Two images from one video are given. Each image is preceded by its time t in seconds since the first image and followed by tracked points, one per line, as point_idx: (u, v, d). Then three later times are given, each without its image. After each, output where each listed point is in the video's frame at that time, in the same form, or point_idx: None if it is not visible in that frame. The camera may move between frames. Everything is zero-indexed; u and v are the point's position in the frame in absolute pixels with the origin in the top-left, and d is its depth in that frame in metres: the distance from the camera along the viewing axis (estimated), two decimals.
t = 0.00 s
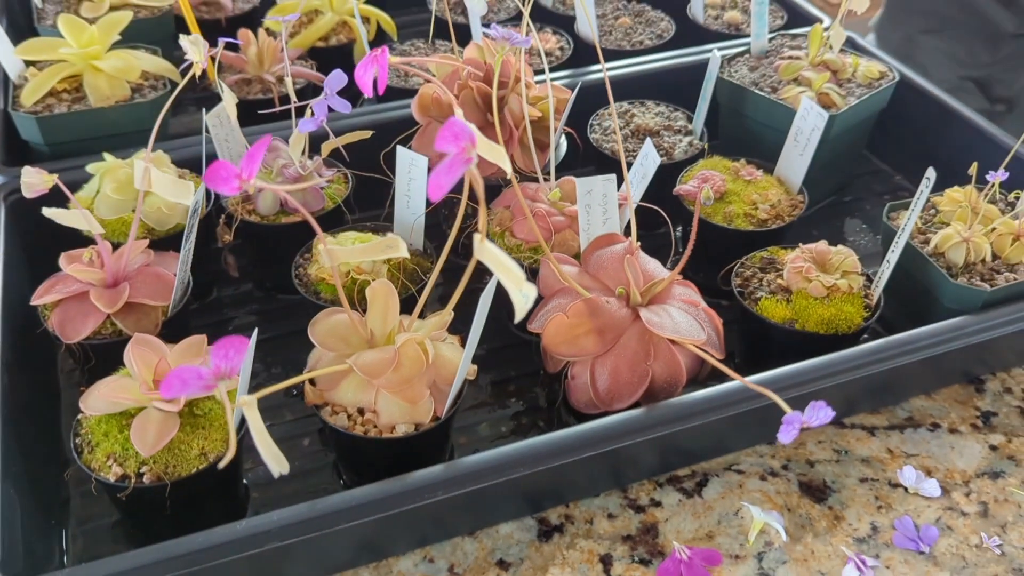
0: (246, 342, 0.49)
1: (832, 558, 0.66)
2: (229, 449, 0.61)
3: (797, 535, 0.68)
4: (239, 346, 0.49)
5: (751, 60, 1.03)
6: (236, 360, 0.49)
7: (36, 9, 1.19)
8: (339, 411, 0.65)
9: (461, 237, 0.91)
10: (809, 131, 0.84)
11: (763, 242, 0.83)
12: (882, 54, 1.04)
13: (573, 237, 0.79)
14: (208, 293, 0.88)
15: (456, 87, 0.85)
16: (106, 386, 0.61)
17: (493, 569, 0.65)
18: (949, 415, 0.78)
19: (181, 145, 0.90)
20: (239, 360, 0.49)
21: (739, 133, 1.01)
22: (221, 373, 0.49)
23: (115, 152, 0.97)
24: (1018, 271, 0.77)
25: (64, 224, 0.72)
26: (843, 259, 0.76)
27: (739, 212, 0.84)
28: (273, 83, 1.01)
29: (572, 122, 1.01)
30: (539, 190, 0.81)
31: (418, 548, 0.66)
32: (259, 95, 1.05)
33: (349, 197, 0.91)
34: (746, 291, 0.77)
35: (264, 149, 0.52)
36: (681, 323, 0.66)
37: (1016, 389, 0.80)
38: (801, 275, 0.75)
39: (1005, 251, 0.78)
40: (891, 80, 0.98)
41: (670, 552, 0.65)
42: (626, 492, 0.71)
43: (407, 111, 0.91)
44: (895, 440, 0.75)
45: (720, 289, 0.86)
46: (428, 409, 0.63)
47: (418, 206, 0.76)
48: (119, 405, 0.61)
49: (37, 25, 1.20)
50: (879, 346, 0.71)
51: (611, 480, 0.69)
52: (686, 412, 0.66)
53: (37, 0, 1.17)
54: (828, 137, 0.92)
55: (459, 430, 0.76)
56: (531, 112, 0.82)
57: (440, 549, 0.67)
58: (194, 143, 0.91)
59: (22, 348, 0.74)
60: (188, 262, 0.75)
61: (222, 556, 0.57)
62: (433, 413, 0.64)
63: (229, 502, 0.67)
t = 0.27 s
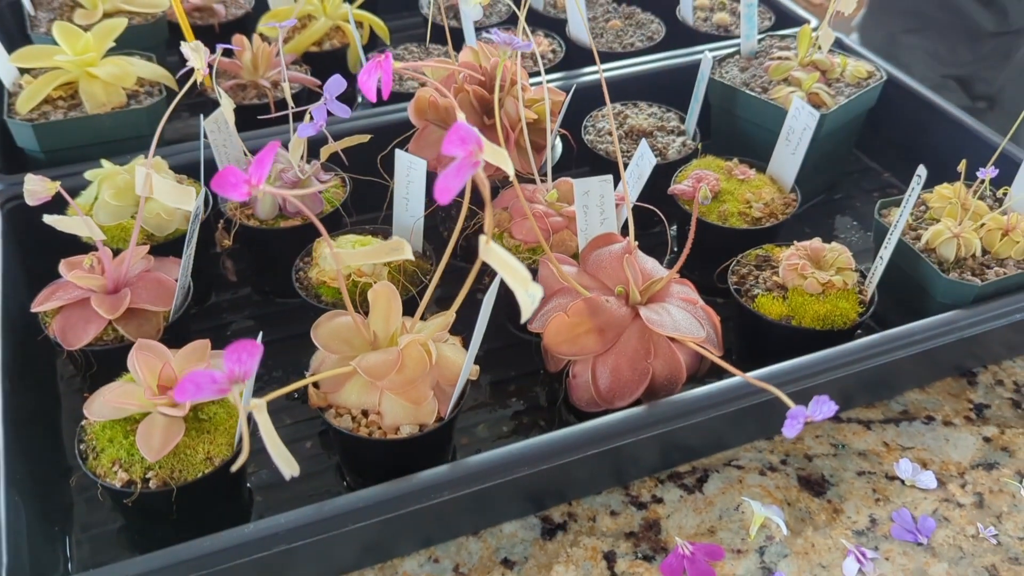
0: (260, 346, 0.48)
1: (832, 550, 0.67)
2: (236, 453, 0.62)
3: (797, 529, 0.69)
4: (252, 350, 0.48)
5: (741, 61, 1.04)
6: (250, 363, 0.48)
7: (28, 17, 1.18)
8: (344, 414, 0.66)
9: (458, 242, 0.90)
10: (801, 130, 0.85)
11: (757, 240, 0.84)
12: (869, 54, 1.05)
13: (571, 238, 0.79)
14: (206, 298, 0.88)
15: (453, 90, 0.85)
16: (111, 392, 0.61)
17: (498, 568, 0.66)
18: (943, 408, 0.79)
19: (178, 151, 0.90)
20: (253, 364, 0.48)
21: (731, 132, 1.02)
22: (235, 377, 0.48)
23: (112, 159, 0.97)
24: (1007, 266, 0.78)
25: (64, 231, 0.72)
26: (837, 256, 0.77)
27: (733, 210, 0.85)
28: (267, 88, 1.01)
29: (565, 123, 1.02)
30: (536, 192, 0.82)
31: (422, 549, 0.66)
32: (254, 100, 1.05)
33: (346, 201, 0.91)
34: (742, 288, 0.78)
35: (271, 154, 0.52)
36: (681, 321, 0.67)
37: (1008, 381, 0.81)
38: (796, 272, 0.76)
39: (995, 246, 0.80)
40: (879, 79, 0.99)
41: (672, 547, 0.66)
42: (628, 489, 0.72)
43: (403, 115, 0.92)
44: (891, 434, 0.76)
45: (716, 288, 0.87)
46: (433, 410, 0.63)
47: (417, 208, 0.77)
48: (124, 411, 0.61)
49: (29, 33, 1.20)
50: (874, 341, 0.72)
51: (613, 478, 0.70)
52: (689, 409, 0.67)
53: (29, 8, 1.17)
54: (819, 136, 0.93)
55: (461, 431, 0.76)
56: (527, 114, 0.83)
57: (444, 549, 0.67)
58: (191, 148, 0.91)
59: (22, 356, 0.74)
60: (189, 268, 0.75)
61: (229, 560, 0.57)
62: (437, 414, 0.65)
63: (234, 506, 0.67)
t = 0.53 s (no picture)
0: (264, 350, 0.47)
1: (832, 547, 0.68)
2: (239, 457, 0.62)
3: (798, 526, 0.69)
4: (257, 353, 0.48)
5: (736, 63, 1.05)
6: (255, 367, 0.48)
7: (24, 20, 1.18)
8: (346, 416, 0.66)
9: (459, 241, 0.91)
10: (797, 130, 0.86)
11: (754, 240, 0.84)
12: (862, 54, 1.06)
13: (570, 238, 0.80)
14: (206, 302, 0.88)
15: (451, 93, 0.85)
16: (113, 395, 0.61)
17: (501, 568, 0.66)
18: (939, 404, 0.79)
19: (176, 154, 0.90)
20: (257, 368, 0.47)
21: (727, 133, 1.03)
22: (240, 381, 0.48)
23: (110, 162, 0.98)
24: (1001, 263, 0.79)
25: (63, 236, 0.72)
26: (833, 255, 0.78)
27: (731, 210, 0.86)
28: (265, 91, 1.01)
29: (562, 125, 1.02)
30: (536, 193, 0.82)
31: (425, 550, 0.67)
32: (253, 103, 1.06)
33: (345, 203, 0.91)
34: (740, 288, 0.78)
35: (274, 158, 0.53)
36: (680, 321, 0.67)
37: (1003, 377, 0.82)
38: (794, 271, 0.77)
39: (988, 244, 0.80)
40: (873, 80, 1.00)
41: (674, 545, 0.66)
42: (629, 488, 0.72)
43: (401, 117, 0.92)
44: (888, 430, 0.77)
45: (715, 287, 0.87)
46: (435, 411, 0.64)
47: (417, 210, 0.78)
48: (125, 415, 0.61)
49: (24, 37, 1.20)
50: (871, 339, 0.72)
51: (614, 477, 0.70)
52: (690, 407, 0.67)
53: (25, 12, 1.17)
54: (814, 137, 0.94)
55: (462, 432, 0.76)
56: (525, 116, 0.83)
57: (447, 550, 0.67)
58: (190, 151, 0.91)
59: (22, 360, 0.74)
60: (189, 271, 0.75)
61: (233, 563, 0.57)
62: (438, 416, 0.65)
63: (236, 509, 0.67)
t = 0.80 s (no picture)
0: (267, 356, 0.47)
1: (832, 551, 0.68)
2: (240, 463, 0.62)
3: (798, 530, 0.70)
4: (259, 360, 0.48)
5: (735, 69, 1.05)
6: (258, 374, 0.48)
7: (21, 24, 1.18)
8: (346, 422, 0.66)
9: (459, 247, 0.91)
10: (795, 137, 0.86)
11: (753, 245, 0.85)
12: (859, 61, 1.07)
13: (571, 244, 0.80)
14: (204, 307, 0.88)
15: (452, 99, 0.86)
16: (113, 401, 0.61)
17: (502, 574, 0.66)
18: (937, 409, 0.80)
19: (175, 160, 0.90)
20: (260, 375, 0.47)
21: (725, 139, 1.03)
22: (243, 388, 0.47)
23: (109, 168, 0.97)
24: (997, 269, 0.80)
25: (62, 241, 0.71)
26: (832, 260, 0.78)
27: (730, 216, 0.86)
28: (263, 96, 1.01)
29: (561, 130, 1.03)
30: (536, 199, 0.83)
31: (426, 556, 0.66)
32: (252, 108, 1.06)
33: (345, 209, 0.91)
34: (740, 293, 0.79)
35: (277, 164, 0.53)
36: (680, 326, 0.67)
37: (999, 382, 0.82)
38: (793, 276, 0.77)
39: (984, 249, 0.81)
40: (869, 87, 1.01)
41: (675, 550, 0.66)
42: (630, 494, 0.72)
43: (401, 123, 0.92)
44: (887, 435, 0.77)
45: (714, 292, 0.88)
46: (436, 417, 0.64)
47: (417, 215, 0.78)
48: (124, 421, 0.60)
49: (22, 41, 1.19)
50: (869, 344, 0.73)
51: (615, 483, 0.70)
52: (690, 412, 0.67)
53: (23, 16, 1.17)
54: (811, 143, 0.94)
55: (463, 437, 0.76)
56: (524, 122, 0.83)
57: (448, 556, 0.67)
58: (188, 156, 0.91)
59: (19, 366, 0.73)
60: (188, 277, 0.75)
61: (234, 571, 0.56)
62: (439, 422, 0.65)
63: (237, 516, 0.66)
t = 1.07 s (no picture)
0: (270, 360, 0.47)
1: (832, 557, 0.68)
2: (240, 469, 0.61)
3: (798, 537, 0.69)
4: (262, 364, 0.47)
5: (734, 77, 1.06)
6: (261, 378, 0.47)
7: (19, 30, 1.18)
8: (347, 428, 0.66)
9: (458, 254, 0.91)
10: (794, 144, 0.86)
11: (753, 251, 0.85)
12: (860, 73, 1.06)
13: (571, 250, 0.80)
14: (203, 313, 0.88)
15: (451, 105, 0.85)
16: (113, 407, 0.61)
17: None
18: (936, 415, 0.80)
19: (175, 165, 0.90)
20: (264, 379, 0.47)
21: (724, 146, 1.03)
22: (246, 392, 0.47)
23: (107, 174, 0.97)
24: (997, 276, 0.80)
25: (61, 247, 0.71)
26: (833, 267, 0.78)
27: (730, 222, 0.86)
28: (263, 103, 1.01)
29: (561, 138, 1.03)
30: (536, 205, 0.83)
31: (426, 562, 0.66)
32: (251, 114, 1.06)
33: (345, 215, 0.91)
34: (740, 299, 0.79)
35: (280, 169, 0.52)
36: (681, 332, 0.67)
37: (999, 389, 0.82)
38: (793, 283, 0.77)
39: (984, 256, 0.81)
40: (868, 94, 1.01)
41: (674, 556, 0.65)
42: (630, 500, 0.72)
43: (400, 129, 0.92)
44: (887, 441, 0.77)
45: (714, 298, 0.87)
46: (436, 423, 0.63)
47: (417, 222, 0.78)
48: (124, 427, 0.60)
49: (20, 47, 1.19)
50: (868, 351, 0.73)
51: (616, 489, 0.70)
52: (691, 417, 0.67)
53: (20, 22, 1.16)
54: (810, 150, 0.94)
55: (462, 443, 0.76)
56: (525, 128, 0.84)
57: (448, 562, 0.67)
58: (188, 162, 0.91)
59: (17, 371, 0.73)
60: (188, 283, 0.75)
61: None
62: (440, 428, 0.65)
63: (236, 522, 0.66)
